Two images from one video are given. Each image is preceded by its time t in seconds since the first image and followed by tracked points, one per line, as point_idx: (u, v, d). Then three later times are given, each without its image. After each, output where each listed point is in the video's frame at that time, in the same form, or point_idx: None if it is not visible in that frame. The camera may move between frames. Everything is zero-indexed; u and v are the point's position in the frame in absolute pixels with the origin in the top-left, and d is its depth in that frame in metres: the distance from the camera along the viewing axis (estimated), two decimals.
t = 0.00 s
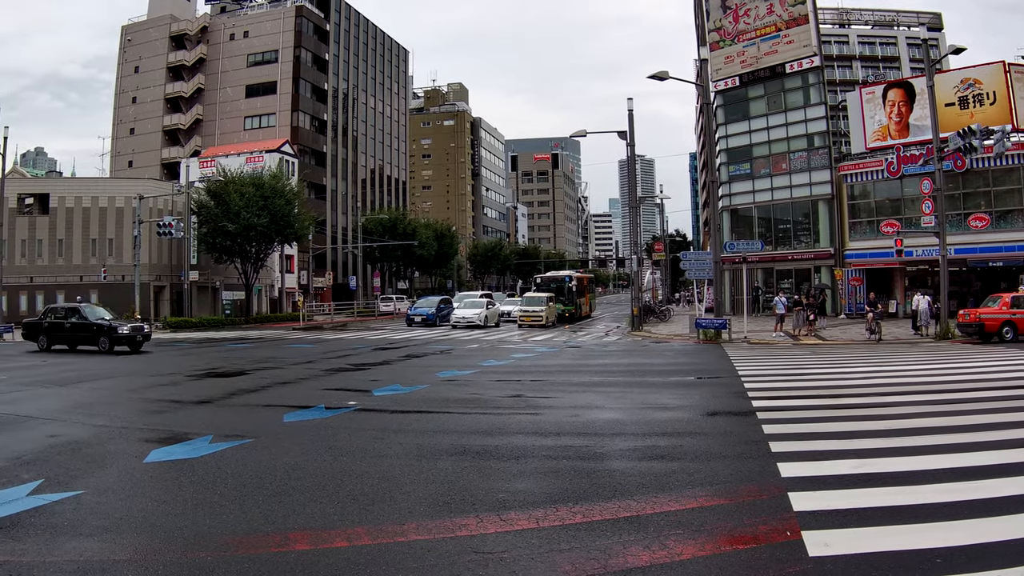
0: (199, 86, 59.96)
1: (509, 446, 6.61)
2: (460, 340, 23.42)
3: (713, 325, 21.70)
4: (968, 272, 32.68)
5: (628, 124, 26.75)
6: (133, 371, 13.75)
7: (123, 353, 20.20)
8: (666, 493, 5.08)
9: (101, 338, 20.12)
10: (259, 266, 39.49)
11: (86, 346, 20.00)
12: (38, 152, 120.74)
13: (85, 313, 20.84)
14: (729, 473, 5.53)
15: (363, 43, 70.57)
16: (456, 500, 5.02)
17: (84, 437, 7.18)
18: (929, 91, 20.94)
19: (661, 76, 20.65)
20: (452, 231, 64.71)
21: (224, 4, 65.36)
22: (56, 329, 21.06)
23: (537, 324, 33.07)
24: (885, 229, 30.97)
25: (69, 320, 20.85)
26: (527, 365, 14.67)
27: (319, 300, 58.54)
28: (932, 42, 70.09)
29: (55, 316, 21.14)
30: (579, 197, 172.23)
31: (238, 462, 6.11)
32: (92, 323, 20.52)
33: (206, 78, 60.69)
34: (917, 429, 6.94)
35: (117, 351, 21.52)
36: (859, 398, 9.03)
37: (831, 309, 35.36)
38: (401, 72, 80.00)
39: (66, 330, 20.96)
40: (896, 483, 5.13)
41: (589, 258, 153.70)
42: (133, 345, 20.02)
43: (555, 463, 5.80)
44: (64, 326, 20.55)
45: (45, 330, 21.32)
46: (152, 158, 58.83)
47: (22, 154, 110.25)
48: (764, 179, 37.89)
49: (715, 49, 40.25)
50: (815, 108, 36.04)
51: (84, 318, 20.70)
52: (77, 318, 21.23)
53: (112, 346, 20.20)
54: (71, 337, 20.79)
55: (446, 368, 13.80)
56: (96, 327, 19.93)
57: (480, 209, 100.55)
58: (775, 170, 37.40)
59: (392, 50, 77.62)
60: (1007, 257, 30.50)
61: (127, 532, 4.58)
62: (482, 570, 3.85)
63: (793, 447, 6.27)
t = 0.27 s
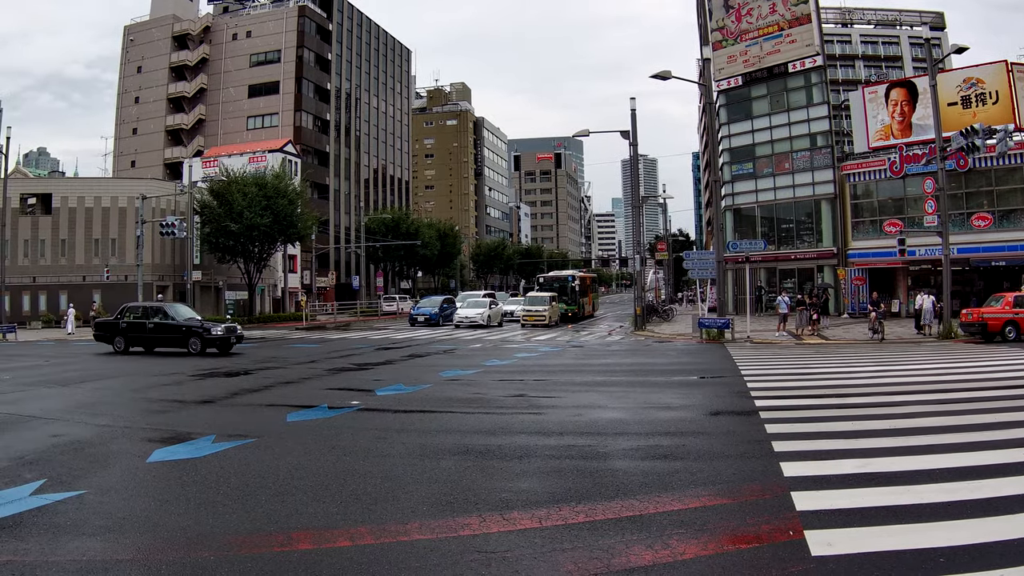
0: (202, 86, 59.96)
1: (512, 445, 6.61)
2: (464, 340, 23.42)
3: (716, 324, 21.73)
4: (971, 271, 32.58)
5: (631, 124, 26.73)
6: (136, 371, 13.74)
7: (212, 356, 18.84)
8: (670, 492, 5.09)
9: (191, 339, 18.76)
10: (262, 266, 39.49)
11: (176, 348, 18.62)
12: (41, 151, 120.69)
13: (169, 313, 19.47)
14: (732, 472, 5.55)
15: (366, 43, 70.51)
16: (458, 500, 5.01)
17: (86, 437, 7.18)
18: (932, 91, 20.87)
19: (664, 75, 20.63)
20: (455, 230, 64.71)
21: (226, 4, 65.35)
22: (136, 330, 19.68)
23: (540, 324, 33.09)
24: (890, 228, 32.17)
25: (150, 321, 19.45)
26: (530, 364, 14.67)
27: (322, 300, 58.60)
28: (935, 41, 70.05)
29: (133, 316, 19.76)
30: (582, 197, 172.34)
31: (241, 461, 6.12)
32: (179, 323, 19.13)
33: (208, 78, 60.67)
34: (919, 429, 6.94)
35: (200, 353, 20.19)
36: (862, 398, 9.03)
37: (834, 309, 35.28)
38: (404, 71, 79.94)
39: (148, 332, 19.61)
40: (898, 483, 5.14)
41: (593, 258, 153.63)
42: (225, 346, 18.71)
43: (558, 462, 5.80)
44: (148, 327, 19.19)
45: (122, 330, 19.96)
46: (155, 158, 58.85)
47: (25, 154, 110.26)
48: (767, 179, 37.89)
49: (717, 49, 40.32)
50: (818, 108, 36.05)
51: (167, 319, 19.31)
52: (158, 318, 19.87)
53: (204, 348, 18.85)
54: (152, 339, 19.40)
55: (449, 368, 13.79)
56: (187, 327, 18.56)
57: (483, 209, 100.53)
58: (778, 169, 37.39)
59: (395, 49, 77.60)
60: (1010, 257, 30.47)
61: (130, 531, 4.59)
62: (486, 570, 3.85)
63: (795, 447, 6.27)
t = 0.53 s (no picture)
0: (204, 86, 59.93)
1: (515, 445, 6.60)
2: (467, 340, 23.40)
3: (719, 324, 21.73)
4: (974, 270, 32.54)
5: (634, 123, 26.74)
6: (139, 370, 13.72)
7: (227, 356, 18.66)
8: (673, 491, 5.10)
9: (300, 340, 17.36)
10: (265, 266, 39.52)
11: (284, 349, 17.32)
12: (43, 151, 120.65)
13: (270, 312, 18.14)
14: (735, 472, 5.55)
15: (368, 43, 70.53)
16: (460, 499, 5.01)
17: (89, 437, 7.17)
18: (935, 90, 20.83)
19: (666, 75, 20.63)
20: (458, 230, 64.72)
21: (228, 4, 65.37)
22: (233, 331, 18.33)
23: (543, 323, 33.08)
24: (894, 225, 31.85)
25: (249, 321, 18.08)
26: (533, 364, 14.67)
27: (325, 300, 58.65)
28: (937, 40, 70.06)
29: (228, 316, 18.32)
30: (585, 197, 172.33)
31: (243, 461, 6.12)
32: (284, 323, 17.77)
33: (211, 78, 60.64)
34: (923, 429, 6.94)
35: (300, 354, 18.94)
36: (866, 397, 9.02)
37: (836, 309, 35.13)
38: (406, 71, 79.93)
39: (246, 333, 18.25)
40: (901, 482, 5.13)
41: (595, 257, 153.64)
42: (335, 347, 17.43)
43: (560, 461, 5.81)
44: (249, 327, 17.76)
45: (215, 331, 18.58)
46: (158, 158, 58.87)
47: (28, 154, 110.26)
48: (770, 178, 37.86)
49: (720, 48, 40.31)
50: (821, 107, 36.00)
51: (270, 319, 17.90)
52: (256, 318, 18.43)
53: (313, 349, 17.48)
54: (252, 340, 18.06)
55: (452, 367, 13.79)
56: (296, 327, 17.25)
57: (485, 208, 100.53)
58: (781, 169, 37.36)
59: (397, 49, 77.60)
60: (1013, 257, 30.58)
61: (132, 531, 4.59)
62: (488, 570, 3.84)
63: (799, 446, 6.27)
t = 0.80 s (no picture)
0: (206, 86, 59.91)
1: (517, 445, 6.60)
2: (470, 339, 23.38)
3: (721, 323, 21.71)
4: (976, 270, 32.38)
5: (637, 123, 26.75)
6: (141, 370, 13.71)
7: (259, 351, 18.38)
8: (675, 491, 5.10)
9: (426, 340, 16.72)
10: (267, 266, 39.51)
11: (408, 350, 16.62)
12: (48, 152, 120.82)
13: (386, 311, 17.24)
14: (738, 471, 5.55)
15: (370, 42, 70.50)
16: (462, 500, 5.00)
17: (91, 437, 7.16)
18: (937, 90, 20.82)
19: (668, 75, 20.65)
20: (460, 229, 64.68)
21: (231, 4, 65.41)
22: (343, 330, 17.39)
23: (546, 322, 33.08)
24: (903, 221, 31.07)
25: (366, 320, 17.23)
26: (535, 363, 14.65)
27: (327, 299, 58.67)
28: (939, 40, 70.08)
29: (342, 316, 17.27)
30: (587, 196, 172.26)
31: (245, 460, 6.12)
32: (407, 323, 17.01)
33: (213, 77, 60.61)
34: (925, 428, 6.93)
35: (412, 355, 18.24)
36: (869, 397, 9.01)
37: (839, 308, 35.14)
38: (408, 71, 79.95)
39: (360, 332, 17.31)
40: (903, 482, 5.13)
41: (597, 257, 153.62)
42: (460, 346, 16.86)
43: (562, 461, 5.81)
44: (367, 328, 16.84)
45: (326, 330, 17.50)
46: (160, 157, 58.88)
47: (30, 154, 110.18)
48: (772, 177, 37.86)
49: (723, 47, 40.38)
50: (823, 106, 35.97)
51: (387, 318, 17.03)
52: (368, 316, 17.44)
53: (437, 348, 16.92)
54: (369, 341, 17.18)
55: (455, 367, 13.79)
56: (421, 328, 16.51)
57: (488, 208, 100.50)
58: (783, 168, 37.35)
59: (399, 49, 77.59)
60: (1016, 256, 30.54)
61: (134, 532, 4.58)
62: (490, 570, 3.84)
63: (801, 446, 6.26)
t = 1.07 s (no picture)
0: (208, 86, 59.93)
1: (518, 444, 6.60)
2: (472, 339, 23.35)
3: (723, 322, 21.67)
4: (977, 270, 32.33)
5: (639, 122, 26.71)
6: (143, 370, 13.70)
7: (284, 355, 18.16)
8: (678, 490, 5.10)
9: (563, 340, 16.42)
10: (269, 265, 39.53)
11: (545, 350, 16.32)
12: (50, 152, 120.93)
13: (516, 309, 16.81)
14: (740, 471, 5.55)
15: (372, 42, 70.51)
16: (464, 499, 5.00)
17: (93, 437, 7.16)
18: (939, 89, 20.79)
19: (671, 75, 20.64)
20: (462, 229, 64.70)
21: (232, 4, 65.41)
22: (473, 330, 17.08)
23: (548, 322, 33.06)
24: (895, 227, 31.08)
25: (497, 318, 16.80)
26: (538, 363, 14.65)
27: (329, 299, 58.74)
28: (941, 39, 70.07)
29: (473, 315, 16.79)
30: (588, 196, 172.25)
31: (247, 460, 6.12)
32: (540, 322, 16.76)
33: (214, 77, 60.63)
34: (927, 428, 6.93)
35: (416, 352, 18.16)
36: (872, 396, 9.01)
37: (841, 307, 35.32)
38: (410, 71, 79.98)
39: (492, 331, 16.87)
40: (905, 481, 5.12)
41: (599, 256, 153.67)
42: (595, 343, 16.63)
43: (564, 461, 5.81)
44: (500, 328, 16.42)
45: (453, 330, 17.02)
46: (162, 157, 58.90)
47: (31, 154, 110.16)
48: (774, 177, 37.87)
49: (725, 46, 40.39)
50: (825, 105, 36.00)
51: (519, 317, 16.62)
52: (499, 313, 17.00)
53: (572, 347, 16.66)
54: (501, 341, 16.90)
55: (457, 366, 13.78)
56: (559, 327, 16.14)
57: (490, 208, 100.51)
58: (785, 167, 37.35)
59: (401, 49, 77.60)
60: (1018, 255, 30.52)
61: (136, 531, 4.58)
62: (493, 570, 3.84)
63: (803, 445, 6.27)
